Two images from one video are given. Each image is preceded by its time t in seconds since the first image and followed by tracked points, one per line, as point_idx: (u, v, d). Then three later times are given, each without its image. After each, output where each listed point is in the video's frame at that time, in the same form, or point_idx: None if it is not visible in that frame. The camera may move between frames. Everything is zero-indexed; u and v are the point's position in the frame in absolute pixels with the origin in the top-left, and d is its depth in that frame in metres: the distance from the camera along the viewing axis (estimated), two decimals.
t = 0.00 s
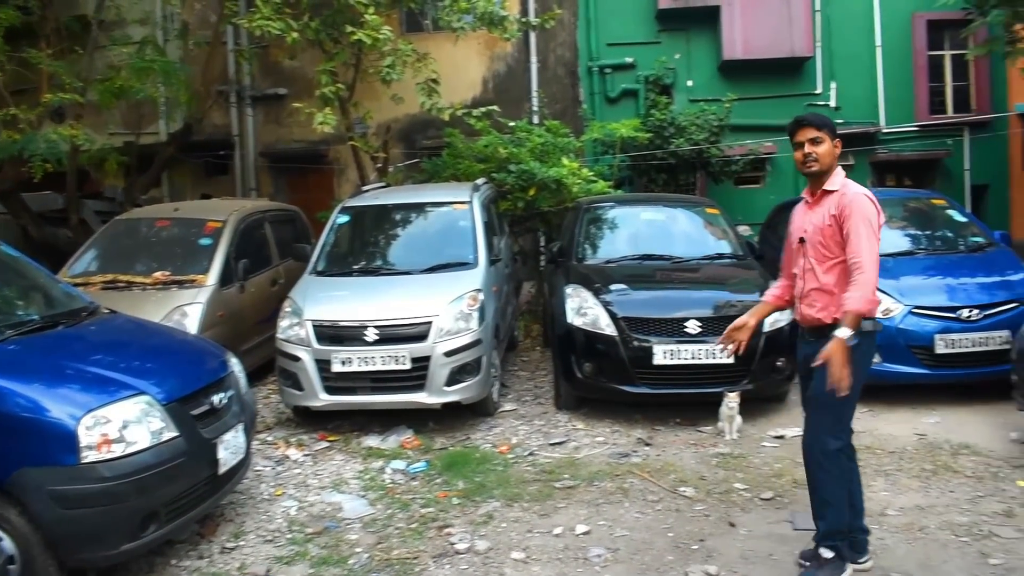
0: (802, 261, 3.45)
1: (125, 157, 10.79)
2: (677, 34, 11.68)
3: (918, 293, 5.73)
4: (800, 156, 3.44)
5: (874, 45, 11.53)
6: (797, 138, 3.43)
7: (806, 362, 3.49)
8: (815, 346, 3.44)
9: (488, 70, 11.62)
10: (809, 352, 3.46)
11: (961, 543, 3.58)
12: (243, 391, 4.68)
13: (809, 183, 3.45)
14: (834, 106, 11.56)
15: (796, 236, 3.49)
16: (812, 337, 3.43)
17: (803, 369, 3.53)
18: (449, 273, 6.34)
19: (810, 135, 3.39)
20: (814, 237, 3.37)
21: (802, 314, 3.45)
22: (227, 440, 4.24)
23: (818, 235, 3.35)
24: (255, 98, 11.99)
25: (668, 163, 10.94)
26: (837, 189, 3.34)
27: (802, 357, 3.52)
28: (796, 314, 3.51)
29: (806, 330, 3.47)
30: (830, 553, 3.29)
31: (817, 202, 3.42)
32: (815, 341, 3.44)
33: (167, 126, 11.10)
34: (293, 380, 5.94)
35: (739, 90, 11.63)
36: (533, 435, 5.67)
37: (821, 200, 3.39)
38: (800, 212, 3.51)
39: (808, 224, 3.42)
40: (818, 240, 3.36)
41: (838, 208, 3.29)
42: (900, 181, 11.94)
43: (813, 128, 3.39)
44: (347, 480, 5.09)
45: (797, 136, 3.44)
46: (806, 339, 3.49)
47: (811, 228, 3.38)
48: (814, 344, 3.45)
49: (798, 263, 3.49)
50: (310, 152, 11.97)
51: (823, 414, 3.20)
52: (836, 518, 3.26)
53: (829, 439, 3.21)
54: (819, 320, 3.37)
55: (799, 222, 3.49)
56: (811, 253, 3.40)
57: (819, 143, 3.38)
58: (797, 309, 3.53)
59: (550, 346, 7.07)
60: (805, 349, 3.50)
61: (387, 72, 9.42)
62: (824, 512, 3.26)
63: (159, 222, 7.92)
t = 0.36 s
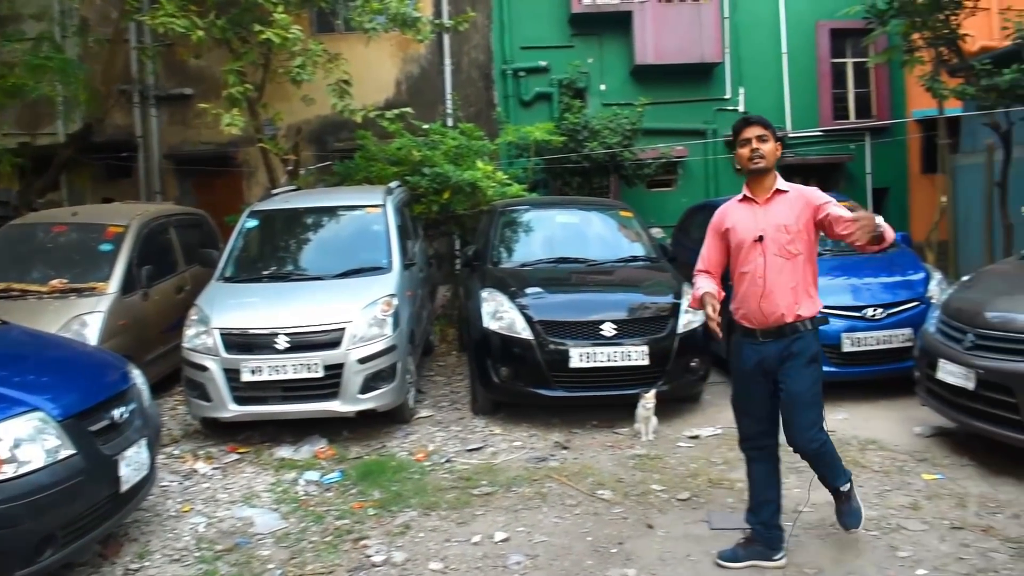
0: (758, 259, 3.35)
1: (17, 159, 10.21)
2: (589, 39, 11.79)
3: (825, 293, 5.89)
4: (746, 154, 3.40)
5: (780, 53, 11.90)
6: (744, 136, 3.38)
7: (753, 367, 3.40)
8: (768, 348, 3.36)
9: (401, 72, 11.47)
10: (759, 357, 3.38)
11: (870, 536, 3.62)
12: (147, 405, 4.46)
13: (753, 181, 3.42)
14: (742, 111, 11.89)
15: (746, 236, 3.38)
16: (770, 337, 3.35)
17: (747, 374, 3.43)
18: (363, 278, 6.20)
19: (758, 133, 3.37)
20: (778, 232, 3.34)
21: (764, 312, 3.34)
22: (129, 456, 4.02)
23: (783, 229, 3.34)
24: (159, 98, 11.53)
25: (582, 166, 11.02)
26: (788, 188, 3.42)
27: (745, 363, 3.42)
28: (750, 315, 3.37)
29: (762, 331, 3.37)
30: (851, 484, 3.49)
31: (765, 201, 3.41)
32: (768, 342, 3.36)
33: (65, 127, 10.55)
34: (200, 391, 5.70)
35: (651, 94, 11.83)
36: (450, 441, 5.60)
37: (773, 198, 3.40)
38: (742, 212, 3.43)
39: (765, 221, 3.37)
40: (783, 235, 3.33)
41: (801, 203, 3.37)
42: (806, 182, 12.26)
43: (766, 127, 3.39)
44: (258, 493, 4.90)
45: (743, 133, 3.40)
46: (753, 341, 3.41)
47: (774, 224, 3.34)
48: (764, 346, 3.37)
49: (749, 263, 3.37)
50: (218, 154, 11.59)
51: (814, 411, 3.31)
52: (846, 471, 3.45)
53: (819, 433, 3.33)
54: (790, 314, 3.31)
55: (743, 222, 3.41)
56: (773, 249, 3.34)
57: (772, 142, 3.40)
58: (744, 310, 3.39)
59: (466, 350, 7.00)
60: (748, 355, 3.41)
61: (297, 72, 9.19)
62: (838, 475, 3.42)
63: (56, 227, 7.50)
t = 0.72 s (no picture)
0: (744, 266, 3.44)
1: None
2: (524, 41, 11.80)
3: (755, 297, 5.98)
4: (741, 173, 3.43)
5: (711, 60, 12.11)
6: (740, 153, 3.41)
7: (740, 369, 3.41)
8: (759, 352, 3.39)
9: (333, 69, 11.26)
10: (747, 360, 3.40)
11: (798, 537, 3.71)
12: (63, 411, 4.25)
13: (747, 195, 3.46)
14: (674, 116, 12.06)
15: (734, 244, 3.47)
16: (756, 340, 3.39)
17: (729, 378, 3.43)
18: (292, 279, 6.06)
19: (753, 151, 3.40)
20: (764, 245, 3.41)
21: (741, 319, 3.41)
22: (43, 465, 3.83)
23: (770, 242, 3.41)
24: (78, 90, 11.07)
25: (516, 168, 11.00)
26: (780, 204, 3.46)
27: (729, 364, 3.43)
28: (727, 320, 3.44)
29: (746, 334, 3.41)
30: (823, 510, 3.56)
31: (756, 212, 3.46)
32: (754, 345, 3.40)
33: None
34: (121, 396, 5.48)
35: (585, 97, 11.89)
36: (381, 445, 5.51)
37: (765, 211, 3.45)
38: (733, 219, 3.50)
39: (754, 231, 3.43)
40: (770, 248, 3.40)
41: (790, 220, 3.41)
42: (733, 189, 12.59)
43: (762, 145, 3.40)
44: (181, 501, 4.73)
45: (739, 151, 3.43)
46: (738, 343, 3.43)
47: (761, 235, 3.41)
48: (752, 349, 3.40)
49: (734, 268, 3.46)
50: (141, 150, 11.20)
51: (810, 410, 3.43)
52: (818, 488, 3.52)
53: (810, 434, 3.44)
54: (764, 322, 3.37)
55: (733, 230, 3.48)
56: (758, 258, 3.42)
57: (769, 158, 3.42)
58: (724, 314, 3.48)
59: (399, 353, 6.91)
60: (735, 357, 3.41)
61: (224, 67, 8.93)
62: (812, 489, 3.48)
63: None
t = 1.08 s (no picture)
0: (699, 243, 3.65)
1: None
2: (441, 25, 11.66)
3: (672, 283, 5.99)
4: (687, 159, 3.60)
5: (628, 47, 12.21)
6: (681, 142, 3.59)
7: (693, 334, 3.57)
8: (711, 321, 3.53)
9: (245, 49, 10.84)
10: (700, 327, 3.54)
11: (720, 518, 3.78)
12: None
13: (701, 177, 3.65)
14: (591, 103, 12.13)
15: (691, 222, 3.67)
16: (709, 310, 3.52)
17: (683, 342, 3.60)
18: (204, 266, 5.82)
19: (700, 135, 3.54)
20: (716, 223, 3.59)
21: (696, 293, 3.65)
22: None
23: (720, 219, 3.58)
24: None
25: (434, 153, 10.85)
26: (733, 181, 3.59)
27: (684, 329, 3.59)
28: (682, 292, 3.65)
29: (699, 304, 3.56)
30: (745, 492, 3.65)
31: (712, 190, 3.63)
32: (707, 315, 3.53)
33: None
34: (22, 391, 5.18)
35: (502, 82, 11.85)
36: (299, 437, 5.37)
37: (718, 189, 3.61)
38: (692, 199, 3.70)
39: (706, 210, 3.62)
40: (719, 225, 3.58)
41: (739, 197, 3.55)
42: (650, 176, 12.74)
43: (702, 129, 3.53)
44: (89, 501, 4.49)
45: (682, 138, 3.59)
46: (694, 312, 3.58)
47: (714, 213, 3.59)
48: (705, 318, 3.54)
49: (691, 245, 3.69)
50: (39, 132, 10.58)
51: (753, 383, 3.54)
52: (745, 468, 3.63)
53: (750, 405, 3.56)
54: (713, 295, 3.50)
55: (692, 209, 3.69)
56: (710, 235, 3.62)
57: (713, 139, 3.55)
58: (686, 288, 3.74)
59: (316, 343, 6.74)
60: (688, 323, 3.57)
61: (131, 45, 8.52)
62: (739, 467, 3.58)
63: None
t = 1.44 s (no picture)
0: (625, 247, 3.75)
1: None
2: (349, 26, 11.48)
3: (588, 282, 5.95)
4: (602, 167, 3.70)
5: (537, 50, 12.29)
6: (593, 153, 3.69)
7: (623, 333, 3.68)
8: (635, 320, 3.62)
9: (144, 48, 10.40)
10: (626, 327, 3.66)
11: (647, 514, 3.82)
12: None
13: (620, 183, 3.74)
14: (501, 105, 12.15)
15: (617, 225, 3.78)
16: (632, 309, 3.62)
17: (617, 339, 3.72)
18: (107, 274, 5.54)
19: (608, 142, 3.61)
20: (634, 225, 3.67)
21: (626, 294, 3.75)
22: None
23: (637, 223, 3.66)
24: None
25: (344, 156, 10.60)
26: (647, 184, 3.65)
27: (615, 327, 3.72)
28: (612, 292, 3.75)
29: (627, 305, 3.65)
30: (670, 487, 3.70)
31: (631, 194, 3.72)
32: (631, 314, 3.63)
33: None
34: None
35: (412, 84, 11.75)
36: (213, 450, 5.17)
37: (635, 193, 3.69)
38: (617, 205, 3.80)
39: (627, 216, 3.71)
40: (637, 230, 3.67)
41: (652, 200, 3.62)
42: (561, 178, 12.81)
43: (611, 138, 3.61)
44: None
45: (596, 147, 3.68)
46: (622, 311, 3.68)
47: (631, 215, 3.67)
48: (629, 316, 3.64)
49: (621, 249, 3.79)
50: None
51: (675, 379, 3.59)
52: (670, 464, 3.67)
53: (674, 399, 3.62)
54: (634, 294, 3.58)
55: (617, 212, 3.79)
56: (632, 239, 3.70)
57: (623, 146, 3.62)
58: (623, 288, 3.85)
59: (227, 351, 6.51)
60: (618, 323, 3.70)
61: (24, 43, 8.07)
62: (661, 462, 3.64)
63: None
